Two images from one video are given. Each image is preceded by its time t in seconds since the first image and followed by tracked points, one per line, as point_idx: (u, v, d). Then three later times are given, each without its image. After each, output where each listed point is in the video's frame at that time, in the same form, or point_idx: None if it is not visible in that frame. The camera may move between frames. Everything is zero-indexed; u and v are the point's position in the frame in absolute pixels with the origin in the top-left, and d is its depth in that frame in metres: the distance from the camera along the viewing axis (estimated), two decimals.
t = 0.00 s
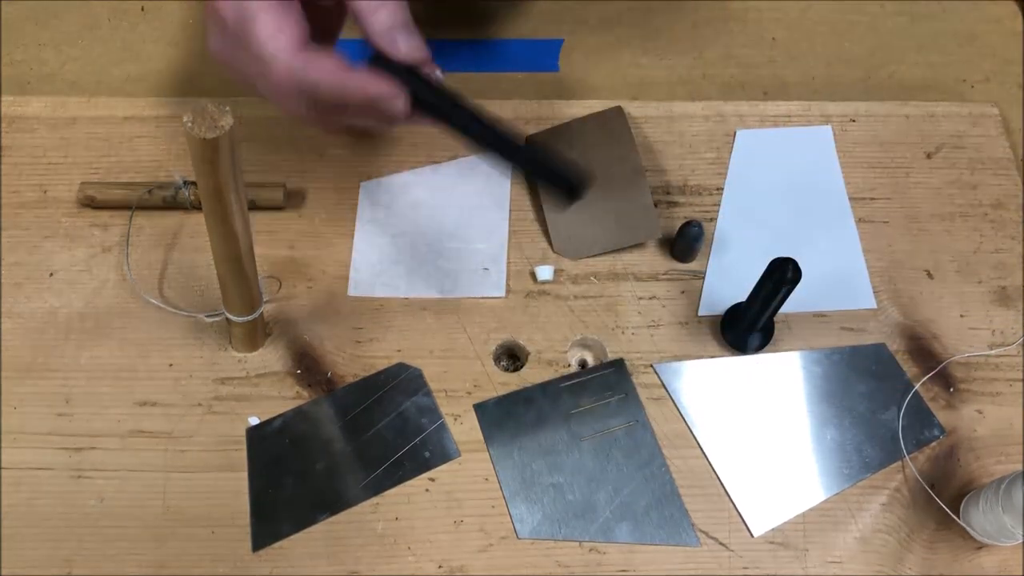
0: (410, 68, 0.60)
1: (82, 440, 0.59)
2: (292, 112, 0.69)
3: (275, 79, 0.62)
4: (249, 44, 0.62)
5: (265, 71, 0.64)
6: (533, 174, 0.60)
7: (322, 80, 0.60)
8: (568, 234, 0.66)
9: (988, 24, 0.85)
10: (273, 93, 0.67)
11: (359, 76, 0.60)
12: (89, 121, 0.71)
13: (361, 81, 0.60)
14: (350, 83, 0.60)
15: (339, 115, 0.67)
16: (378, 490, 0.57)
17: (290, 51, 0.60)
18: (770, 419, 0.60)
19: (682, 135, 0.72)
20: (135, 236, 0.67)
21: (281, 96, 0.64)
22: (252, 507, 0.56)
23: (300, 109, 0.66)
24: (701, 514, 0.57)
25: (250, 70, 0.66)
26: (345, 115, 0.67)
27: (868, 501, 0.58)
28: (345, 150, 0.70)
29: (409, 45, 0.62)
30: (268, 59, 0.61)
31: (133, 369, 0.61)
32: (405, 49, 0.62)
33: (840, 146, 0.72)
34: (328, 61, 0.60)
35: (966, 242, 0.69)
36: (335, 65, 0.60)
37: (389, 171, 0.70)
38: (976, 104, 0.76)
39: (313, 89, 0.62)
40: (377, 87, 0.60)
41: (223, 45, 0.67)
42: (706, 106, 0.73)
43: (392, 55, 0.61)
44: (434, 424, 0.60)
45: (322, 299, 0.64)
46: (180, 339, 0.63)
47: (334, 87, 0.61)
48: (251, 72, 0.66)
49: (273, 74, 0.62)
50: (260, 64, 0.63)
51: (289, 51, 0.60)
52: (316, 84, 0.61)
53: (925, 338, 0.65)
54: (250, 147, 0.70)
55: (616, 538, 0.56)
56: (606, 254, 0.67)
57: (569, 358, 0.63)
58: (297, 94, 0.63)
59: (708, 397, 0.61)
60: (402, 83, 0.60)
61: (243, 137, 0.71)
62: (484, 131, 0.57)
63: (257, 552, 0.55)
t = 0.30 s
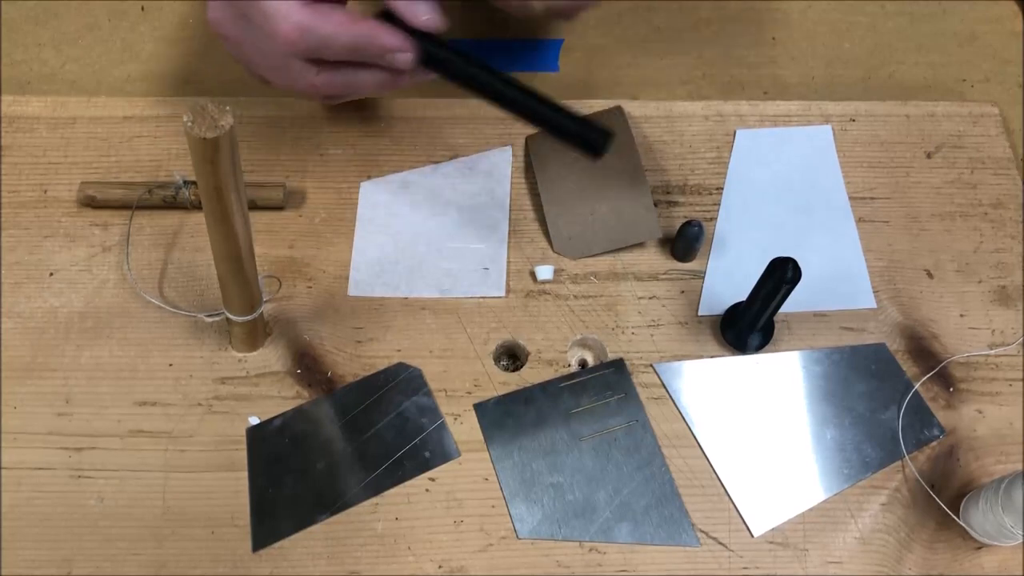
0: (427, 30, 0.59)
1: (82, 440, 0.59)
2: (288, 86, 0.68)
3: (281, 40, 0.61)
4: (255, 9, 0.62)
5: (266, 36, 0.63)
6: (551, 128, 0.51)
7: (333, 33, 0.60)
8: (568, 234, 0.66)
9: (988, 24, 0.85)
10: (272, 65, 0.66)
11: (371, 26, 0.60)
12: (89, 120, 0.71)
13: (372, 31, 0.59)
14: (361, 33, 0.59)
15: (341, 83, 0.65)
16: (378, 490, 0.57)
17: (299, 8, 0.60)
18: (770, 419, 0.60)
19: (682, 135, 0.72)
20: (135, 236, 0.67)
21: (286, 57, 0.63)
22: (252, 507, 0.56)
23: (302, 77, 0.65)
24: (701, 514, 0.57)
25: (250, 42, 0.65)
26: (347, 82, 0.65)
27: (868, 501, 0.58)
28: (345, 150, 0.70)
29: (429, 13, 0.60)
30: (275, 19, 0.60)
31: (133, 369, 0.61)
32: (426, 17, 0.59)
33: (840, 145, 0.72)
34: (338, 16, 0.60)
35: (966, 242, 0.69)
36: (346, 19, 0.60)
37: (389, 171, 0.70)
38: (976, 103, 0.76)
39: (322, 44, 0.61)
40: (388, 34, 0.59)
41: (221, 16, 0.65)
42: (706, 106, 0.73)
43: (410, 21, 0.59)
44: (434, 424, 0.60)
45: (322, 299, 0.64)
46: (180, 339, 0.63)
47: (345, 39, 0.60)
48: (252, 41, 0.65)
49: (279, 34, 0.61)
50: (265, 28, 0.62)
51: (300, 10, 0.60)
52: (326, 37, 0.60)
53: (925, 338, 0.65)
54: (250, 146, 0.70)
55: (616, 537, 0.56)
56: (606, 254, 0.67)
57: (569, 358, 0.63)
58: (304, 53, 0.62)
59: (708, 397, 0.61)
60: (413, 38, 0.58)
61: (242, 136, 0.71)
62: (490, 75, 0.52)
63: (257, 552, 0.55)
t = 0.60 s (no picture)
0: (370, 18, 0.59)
1: (82, 440, 0.59)
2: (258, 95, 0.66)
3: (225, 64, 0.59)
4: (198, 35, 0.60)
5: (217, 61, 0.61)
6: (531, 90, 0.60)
7: (271, 47, 0.57)
8: (568, 234, 0.66)
9: (988, 24, 0.85)
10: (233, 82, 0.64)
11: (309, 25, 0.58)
12: (89, 120, 0.71)
13: (312, 33, 0.57)
14: (301, 38, 0.57)
15: (302, 84, 0.63)
16: (377, 490, 0.57)
17: (231, 28, 0.57)
18: (770, 419, 0.60)
19: (682, 135, 0.72)
20: (135, 236, 0.67)
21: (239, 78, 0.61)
22: (252, 507, 0.56)
23: (263, 91, 0.63)
24: (701, 514, 0.57)
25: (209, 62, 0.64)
26: (309, 84, 0.63)
27: (868, 501, 0.58)
28: (346, 150, 0.70)
29: None
30: (215, 44, 0.58)
31: (133, 369, 0.61)
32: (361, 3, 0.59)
33: (840, 145, 0.72)
34: (273, 24, 0.57)
35: (966, 242, 0.69)
36: (281, 26, 0.57)
37: (389, 171, 0.70)
38: (976, 103, 0.76)
39: (264, 60, 0.58)
40: (329, 33, 0.57)
41: (182, 44, 0.65)
42: (707, 106, 0.73)
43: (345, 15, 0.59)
44: (434, 424, 0.60)
45: (322, 299, 0.64)
46: (180, 339, 0.63)
47: (286, 48, 0.57)
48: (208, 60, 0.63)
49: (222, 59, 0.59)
50: (211, 51, 0.60)
51: (233, 28, 0.57)
52: (265, 54, 0.58)
53: (925, 338, 0.65)
54: (249, 146, 0.70)
55: (616, 537, 0.56)
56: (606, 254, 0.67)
57: (569, 358, 0.63)
58: (251, 72, 0.60)
59: (708, 397, 0.61)
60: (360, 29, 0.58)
61: (242, 136, 0.71)
62: (477, 58, 0.59)
63: (257, 552, 0.55)
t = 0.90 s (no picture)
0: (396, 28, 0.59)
1: (82, 440, 0.59)
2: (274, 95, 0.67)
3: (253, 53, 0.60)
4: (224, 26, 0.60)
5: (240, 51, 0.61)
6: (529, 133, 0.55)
7: (301, 40, 0.59)
8: (568, 234, 0.66)
9: (988, 24, 0.85)
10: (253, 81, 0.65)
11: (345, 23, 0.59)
12: (89, 120, 0.71)
13: (345, 33, 0.59)
14: (334, 36, 0.59)
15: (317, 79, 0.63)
16: (378, 490, 0.57)
17: (265, 19, 0.59)
18: (770, 418, 0.60)
19: (682, 135, 0.72)
20: (135, 236, 0.67)
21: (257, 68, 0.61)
22: (252, 507, 0.56)
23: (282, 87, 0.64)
24: (701, 514, 0.57)
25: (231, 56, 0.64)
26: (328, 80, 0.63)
27: (868, 501, 0.58)
28: (346, 150, 0.70)
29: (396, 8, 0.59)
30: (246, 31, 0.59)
31: (133, 369, 0.61)
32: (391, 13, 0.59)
33: (840, 145, 0.72)
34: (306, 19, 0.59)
35: (966, 242, 0.69)
36: (314, 23, 0.59)
37: (389, 171, 0.70)
38: (976, 103, 0.76)
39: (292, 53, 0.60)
40: (361, 35, 0.59)
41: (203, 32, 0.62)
42: (706, 106, 0.73)
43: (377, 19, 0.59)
44: (434, 424, 0.60)
45: (322, 299, 0.64)
46: (180, 339, 0.63)
47: (317, 44, 0.59)
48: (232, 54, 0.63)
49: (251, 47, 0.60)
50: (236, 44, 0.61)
51: (268, 19, 0.59)
52: (296, 46, 0.59)
53: (925, 338, 0.65)
54: (249, 146, 0.70)
55: (616, 537, 0.56)
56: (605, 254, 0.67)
57: (569, 358, 0.63)
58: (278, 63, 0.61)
59: (708, 397, 0.61)
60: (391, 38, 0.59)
61: (242, 136, 0.71)
62: (494, 94, 0.55)
63: (257, 552, 0.55)
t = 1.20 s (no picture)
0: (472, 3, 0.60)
1: (82, 440, 0.59)
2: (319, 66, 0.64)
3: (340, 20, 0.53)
4: None
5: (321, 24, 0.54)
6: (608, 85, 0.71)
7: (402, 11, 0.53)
8: (568, 234, 0.66)
9: (988, 24, 0.85)
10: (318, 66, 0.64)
11: None
12: (89, 120, 0.71)
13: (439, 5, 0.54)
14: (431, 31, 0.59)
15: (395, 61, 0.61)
16: (378, 491, 0.57)
17: None
18: (770, 418, 0.60)
19: (682, 134, 0.72)
20: (135, 236, 0.67)
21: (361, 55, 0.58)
22: (253, 507, 0.56)
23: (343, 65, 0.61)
24: (701, 514, 0.57)
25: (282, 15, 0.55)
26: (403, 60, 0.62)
27: (868, 501, 0.58)
28: (345, 150, 0.70)
29: None
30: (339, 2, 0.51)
31: (133, 368, 0.61)
32: None
33: (840, 145, 0.72)
34: None
35: (966, 242, 0.69)
36: None
37: (389, 171, 0.70)
38: (976, 103, 0.76)
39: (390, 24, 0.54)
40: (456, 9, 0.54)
41: None
42: (707, 106, 0.73)
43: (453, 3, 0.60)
44: (434, 424, 0.60)
45: (322, 299, 0.64)
46: (180, 339, 0.63)
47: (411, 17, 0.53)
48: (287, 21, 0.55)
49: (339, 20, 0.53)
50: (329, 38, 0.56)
51: None
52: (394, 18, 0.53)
53: (925, 338, 0.65)
54: (249, 146, 0.70)
55: (616, 537, 0.56)
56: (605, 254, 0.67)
57: (569, 358, 0.63)
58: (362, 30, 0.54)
59: (708, 397, 0.61)
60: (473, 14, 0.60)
61: (242, 136, 0.70)
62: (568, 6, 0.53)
63: (257, 552, 0.55)
